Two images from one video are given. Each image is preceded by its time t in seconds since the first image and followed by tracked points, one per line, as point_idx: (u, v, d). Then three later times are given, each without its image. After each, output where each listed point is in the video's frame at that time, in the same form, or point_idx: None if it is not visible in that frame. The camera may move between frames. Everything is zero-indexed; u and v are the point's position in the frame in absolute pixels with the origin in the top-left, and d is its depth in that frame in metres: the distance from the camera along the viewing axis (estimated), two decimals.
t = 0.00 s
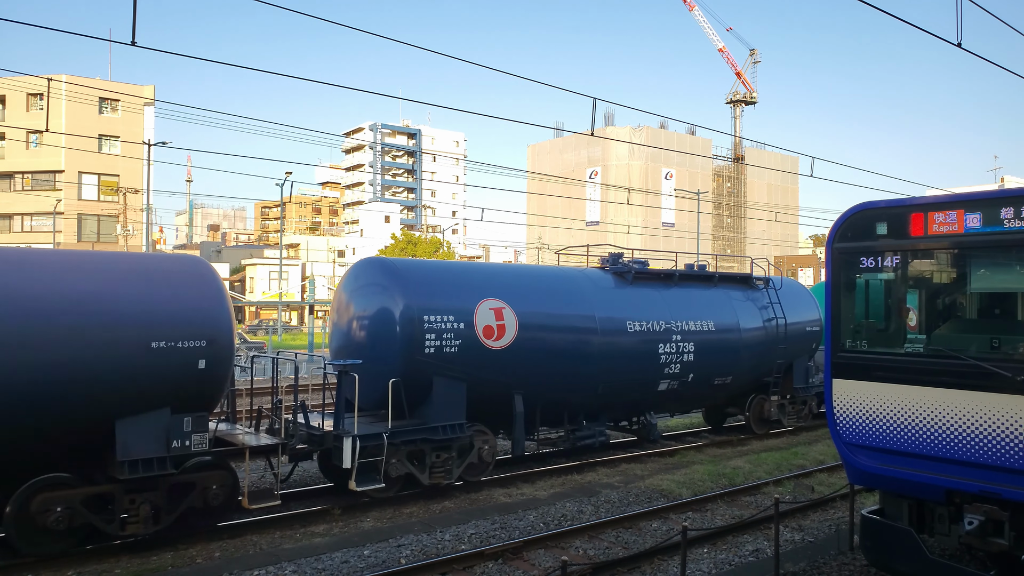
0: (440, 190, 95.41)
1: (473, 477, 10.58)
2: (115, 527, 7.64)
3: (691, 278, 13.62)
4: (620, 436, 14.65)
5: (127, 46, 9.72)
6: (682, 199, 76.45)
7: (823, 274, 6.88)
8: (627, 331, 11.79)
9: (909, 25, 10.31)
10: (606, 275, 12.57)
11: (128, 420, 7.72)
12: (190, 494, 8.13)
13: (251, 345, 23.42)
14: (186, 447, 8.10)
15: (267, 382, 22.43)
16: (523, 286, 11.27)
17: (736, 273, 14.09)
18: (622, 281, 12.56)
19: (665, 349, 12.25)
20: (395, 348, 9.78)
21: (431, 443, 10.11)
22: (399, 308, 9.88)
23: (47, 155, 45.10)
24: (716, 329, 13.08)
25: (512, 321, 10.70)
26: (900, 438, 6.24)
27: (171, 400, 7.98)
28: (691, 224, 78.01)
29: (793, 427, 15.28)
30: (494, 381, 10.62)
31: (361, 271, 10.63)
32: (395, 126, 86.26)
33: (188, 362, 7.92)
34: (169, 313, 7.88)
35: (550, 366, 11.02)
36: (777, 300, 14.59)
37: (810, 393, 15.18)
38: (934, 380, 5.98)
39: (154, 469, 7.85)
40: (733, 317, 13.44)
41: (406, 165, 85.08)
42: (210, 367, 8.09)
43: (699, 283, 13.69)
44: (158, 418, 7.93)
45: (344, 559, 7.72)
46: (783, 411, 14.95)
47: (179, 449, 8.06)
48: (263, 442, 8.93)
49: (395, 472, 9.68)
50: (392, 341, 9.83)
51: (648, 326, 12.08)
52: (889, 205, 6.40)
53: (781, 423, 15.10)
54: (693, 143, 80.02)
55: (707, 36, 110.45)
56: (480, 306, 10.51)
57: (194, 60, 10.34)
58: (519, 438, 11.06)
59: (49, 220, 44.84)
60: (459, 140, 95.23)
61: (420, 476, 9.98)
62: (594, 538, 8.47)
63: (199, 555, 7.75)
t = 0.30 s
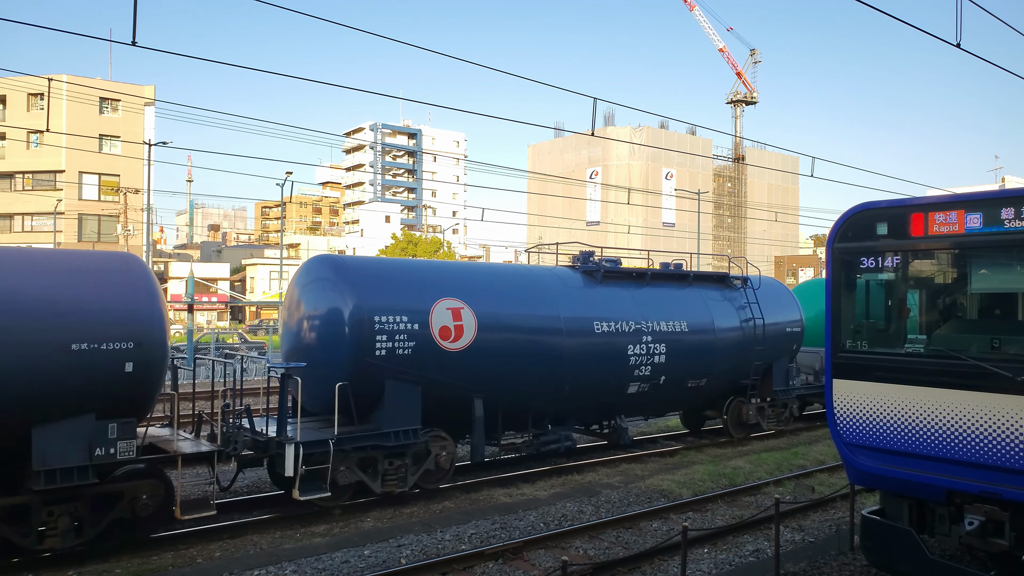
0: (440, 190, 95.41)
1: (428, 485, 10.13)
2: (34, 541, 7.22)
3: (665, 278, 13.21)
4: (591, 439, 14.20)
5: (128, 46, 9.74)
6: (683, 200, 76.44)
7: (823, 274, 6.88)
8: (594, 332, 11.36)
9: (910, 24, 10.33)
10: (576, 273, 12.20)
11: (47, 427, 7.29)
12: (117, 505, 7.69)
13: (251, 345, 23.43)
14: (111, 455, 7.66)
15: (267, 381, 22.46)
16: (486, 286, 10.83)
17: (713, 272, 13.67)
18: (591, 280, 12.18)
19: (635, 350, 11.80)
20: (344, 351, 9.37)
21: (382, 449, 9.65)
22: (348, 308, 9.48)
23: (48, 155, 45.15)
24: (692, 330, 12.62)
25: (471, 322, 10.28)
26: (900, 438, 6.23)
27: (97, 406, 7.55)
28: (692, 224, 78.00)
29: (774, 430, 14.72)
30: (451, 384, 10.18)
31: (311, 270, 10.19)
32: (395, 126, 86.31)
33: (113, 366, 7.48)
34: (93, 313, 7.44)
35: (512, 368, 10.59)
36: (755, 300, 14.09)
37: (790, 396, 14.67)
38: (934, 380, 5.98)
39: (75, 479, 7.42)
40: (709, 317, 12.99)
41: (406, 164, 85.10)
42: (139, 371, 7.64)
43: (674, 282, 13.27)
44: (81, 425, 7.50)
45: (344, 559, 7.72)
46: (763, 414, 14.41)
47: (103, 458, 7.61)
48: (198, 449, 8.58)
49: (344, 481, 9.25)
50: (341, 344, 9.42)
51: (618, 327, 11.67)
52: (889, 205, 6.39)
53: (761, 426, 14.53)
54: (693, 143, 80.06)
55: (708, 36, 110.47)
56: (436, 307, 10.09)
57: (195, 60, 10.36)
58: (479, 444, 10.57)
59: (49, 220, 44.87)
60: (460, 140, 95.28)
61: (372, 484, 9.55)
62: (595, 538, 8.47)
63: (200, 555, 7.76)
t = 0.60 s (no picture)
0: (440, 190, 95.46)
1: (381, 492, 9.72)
2: None
3: (635, 277, 12.93)
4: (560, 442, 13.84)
5: (127, 47, 9.77)
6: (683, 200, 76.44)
7: (824, 274, 6.88)
8: (559, 333, 11.11)
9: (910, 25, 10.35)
10: (543, 272, 11.97)
11: None
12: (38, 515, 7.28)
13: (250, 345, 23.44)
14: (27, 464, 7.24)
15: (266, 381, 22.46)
16: (443, 285, 10.51)
17: (685, 271, 13.44)
18: (558, 279, 11.92)
19: (602, 352, 11.57)
20: (288, 353, 9.00)
21: (331, 456, 9.26)
22: (293, 309, 9.11)
23: (48, 155, 45.21)
24: (662, 330, 12.39)
25: (426, 322, 9.96)
26: (900, 438, 6.24)
27: (11, 411, 7.24)
28: (692, 224, 78.02)
29: (752, 434, 14.48)
30: (406, 388, 9.86)
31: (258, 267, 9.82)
32: (395, 126, 86.28)
33: (31, 369, 7.20)
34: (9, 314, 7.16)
35: (471, 371, 10.30)
36: (732, 300, 13.89)
37: (769, 399, 14.44)
38: (935, 380, 5.98)
39: None
40: (680, 317, 12.76)
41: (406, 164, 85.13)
42: (59, 374, 7.37)
43: (645, 282, 13.02)
44: None
45: (345, 559, 7.72)
46: (742, 418, 14.17)
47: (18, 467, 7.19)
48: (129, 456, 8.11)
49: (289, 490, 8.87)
50: (285, 346, 9.05)
51: (583, 327, 11.41)
52: (890, 205, 6.40)
53: (739, 430, 14.24)
54: (693, 143, 80.11)
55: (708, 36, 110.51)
56: (388, 307, 9.74)
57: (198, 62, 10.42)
58: (436, 450, 10.17)
59: (50, 220, 44.91)
60: (460, 140, 95.27)
61: (320, 493, 9.15)
62: (595, 538, 8.47)
63: (201, 555, 7.76)
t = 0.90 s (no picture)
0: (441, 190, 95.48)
1: (328, 500, 9.25)
2: None
3: (606, 276, 12.46)
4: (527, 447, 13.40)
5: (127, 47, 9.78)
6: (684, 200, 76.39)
7: (824, 273, 6.88)
8: (522, 334, 10.66)
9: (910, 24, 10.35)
10: (510, 270, 11.56)
11: None
12: None
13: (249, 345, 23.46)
14: None
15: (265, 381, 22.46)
16: (399, 284, 10.04)
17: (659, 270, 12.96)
18: (524, 278, 11.47)
19: (569, 353, 11.12)
20: (226, 356, 8.58)
21: (276, 464, 8.83)
22: (233, 308, 8.68)
23: (49, 155, 45.25)
24: (633, 331, 11.92)
25: (377, 322, 9.50)
26: (901, 438, 6.24)
27: None
28: (692, 224, 77.99)
29: (731, 438, 14.10)
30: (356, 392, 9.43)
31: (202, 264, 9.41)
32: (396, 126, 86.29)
33: None
34: None
35: (427, 375, 9.85)
36: (708, 300, 13.45)
37: (748, 401, 14.05)
38: (935, 380, 5.99)
39: None
40: (653, 317, 12.29)
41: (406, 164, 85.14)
42: None
43: (618, 281, 12.56)
44: None
45: (345, 559, 7.72)
46: (719, 421, 13.80)
47: None
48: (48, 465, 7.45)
49: (229, 500, 8.39)
50: (223, 347, 8.62)
51: (548, 328, 10.96)
52: (891, 205, 6.40)
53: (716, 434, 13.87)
54: (693, 143, 80.12)
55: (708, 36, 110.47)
56: (337, 307, 9.28)
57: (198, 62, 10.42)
58: (389, 455, 9.79)
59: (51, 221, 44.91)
60: (461, 139, 95.26)
61: (263, 502, 8.67)
62: (596, 538, 8.47)
63: (201, 555, 7.76)
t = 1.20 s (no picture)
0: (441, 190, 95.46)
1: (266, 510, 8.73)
2: None
3: (572, 274, 11.99)
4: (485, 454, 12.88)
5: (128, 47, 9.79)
6: (684, 200, 76.35)
7: (824, 273, 6.87)
8: (477, 335, 10.14)
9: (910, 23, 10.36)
10: (467, 268, 11.04)
11: None
12: None
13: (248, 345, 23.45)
14: None
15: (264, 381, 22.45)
16: (382, 282, 9.81)
17: (628, 269, 12.57)
18: (483, 276, 10.96)
19: (529, 355, 10.62)
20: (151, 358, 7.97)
21: (208, 472, 8.25)
22: (159, 308, 8.04)
23: (49, 155, 45.25)
24: (598, 332, 11.45)
25: (318, 323, 8.88)
26: (901, 438, 6.24)
27: None
28: (693, 224, 77.95)
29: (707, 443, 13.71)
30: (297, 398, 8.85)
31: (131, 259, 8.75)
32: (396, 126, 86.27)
33: None
34: None
35: (376, 379, 9.30)
36: (679, 300, 12.98)
37: (723, 405, 13.67)
38: (935, 380, 5.99)
39: None
40: (620, 316, 11.84)
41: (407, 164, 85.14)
42: None
43: (585, 280, 12.12)
44: None
45: (346, 559, 7.72)
46: (693, 425, 13.43)
47: None
48: None
49: (155, 511, 7.82)
50: (147, 349, 8.00)
51: (506, 328, 10.45)
52: (891, 205, 6.39)
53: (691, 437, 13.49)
54: (693, 143, 80.12)
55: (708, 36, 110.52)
56: (275, 306, 8.68)
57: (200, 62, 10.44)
58: (333, 463, 9.26)
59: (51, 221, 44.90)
60: (461, 139, 95.25)
61: (195, 513, 8.12)
62: (596, 538, 8.47)
63: (202, 555, 7.76)
